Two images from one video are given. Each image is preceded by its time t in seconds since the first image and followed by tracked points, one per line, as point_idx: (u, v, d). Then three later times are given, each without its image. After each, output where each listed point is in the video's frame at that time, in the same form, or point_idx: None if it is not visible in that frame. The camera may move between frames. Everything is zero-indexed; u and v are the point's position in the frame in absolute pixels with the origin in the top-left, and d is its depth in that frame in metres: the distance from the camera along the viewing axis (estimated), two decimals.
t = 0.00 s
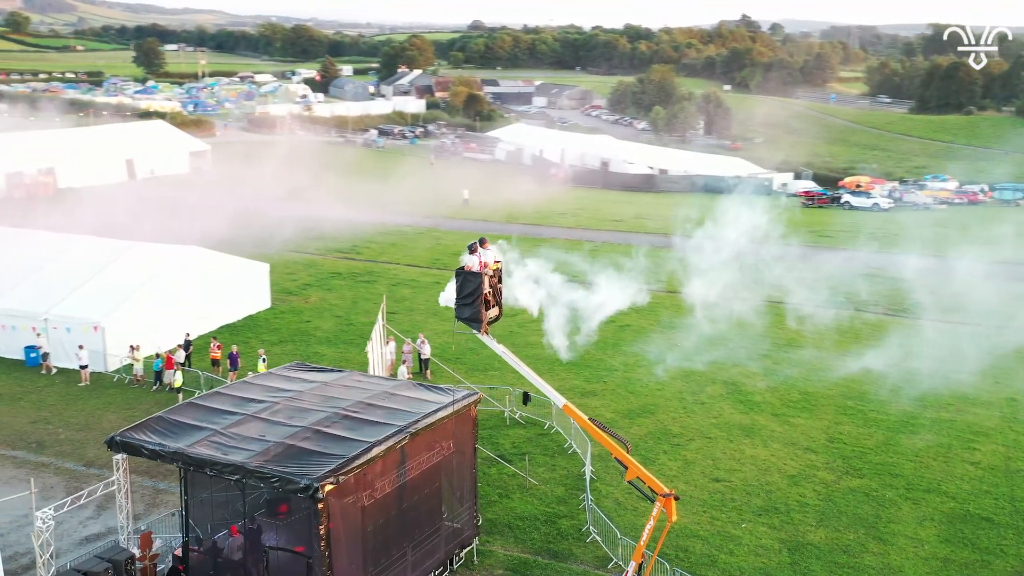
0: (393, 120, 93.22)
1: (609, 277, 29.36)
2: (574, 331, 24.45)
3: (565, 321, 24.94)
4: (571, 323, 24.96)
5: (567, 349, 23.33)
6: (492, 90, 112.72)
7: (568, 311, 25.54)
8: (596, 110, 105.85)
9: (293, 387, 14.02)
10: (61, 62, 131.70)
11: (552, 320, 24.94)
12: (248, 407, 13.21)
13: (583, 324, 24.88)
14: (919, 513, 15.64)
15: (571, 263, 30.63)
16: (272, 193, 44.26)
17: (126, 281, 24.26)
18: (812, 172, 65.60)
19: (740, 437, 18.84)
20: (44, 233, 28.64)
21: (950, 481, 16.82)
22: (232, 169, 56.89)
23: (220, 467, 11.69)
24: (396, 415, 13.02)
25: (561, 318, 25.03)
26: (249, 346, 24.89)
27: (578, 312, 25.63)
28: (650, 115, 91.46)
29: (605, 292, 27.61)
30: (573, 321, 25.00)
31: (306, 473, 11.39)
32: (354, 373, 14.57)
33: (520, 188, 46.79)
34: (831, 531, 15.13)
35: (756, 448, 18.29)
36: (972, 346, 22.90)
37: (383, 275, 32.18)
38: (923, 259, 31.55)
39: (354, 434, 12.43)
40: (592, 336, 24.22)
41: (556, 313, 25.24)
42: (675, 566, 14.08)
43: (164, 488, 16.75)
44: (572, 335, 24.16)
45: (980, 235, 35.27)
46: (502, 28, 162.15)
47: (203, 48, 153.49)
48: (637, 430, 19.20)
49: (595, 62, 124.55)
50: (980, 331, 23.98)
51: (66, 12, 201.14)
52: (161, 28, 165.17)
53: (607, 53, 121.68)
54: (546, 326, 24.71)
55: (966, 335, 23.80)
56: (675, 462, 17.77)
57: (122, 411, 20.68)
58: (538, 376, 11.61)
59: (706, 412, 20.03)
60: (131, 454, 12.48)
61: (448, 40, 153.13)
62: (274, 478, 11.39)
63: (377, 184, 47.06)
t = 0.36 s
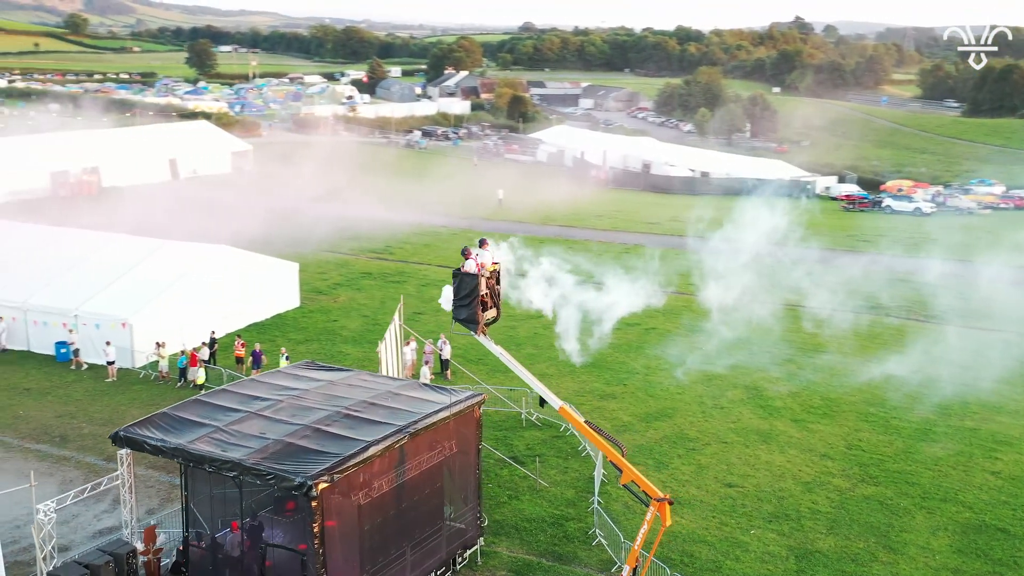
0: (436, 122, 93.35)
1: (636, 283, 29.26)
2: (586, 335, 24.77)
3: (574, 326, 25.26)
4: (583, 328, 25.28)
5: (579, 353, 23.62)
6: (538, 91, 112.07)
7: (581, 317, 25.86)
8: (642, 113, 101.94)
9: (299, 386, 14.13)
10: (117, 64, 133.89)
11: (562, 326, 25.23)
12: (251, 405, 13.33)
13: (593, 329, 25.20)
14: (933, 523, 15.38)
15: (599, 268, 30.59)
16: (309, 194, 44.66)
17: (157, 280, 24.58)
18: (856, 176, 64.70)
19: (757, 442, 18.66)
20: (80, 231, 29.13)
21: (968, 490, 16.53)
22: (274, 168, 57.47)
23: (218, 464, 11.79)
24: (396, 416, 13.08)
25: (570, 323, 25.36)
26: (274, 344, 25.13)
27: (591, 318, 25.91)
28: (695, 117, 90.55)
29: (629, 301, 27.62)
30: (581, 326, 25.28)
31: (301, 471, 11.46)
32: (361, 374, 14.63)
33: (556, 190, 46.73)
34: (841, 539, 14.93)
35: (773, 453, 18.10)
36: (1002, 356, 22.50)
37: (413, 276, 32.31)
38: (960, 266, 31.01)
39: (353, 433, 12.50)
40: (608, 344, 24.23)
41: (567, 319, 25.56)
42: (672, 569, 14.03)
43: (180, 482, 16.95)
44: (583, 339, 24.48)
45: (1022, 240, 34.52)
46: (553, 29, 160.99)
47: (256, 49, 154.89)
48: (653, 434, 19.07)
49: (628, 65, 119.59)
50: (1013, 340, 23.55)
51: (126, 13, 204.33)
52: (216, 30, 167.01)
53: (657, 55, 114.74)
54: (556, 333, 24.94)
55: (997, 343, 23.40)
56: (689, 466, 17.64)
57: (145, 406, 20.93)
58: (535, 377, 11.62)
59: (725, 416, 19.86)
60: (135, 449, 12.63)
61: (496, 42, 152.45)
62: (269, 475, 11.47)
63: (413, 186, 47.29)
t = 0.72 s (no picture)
0: (481, 122, 93.36)
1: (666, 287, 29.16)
2: (600, 339, 24.63)
3: (586, 330, 25.17)
4: (597, 332, 25.15)
5: (592, 357, 23.47)
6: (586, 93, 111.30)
7: (594, 321, 25.79)
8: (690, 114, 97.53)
9: (305, 384, 14.21)
10: (172, 64, 136.10)
11: (574, 331, 25.16)
12: (255, 402, 13.45)
13: (607, 333, 25.08)
14: (948, 533, 15.09)
15: (627, 273, 30.47)
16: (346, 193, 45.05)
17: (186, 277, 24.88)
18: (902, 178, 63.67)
19: (774, 447, 18.44)
20: (116, 229, 29.59)
21: (987, 500, 16.20)
22: (316, 167, 58.03)
23: (216, 461, 11.89)
24: (397, 415, 13.12)
25: (582, 328, 25.26)
26: (301, 342, 25.31)
27: (603, 322, 25.82)
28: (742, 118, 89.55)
29: (655, 304, 27.56)
30: (593, 330, 25.16)
31: (296, 469, 11.54)
32: (368, 373, 14.69)
33: (594, 191, 46.60)
34: (851, 548, 14.69)
35: (789, 459, 17.87)
36: None
37: (443, 276, 32.39)
38: (997, 273, 30.41)
39: (353, 432, 12.56)
40: (624, 345, 24.25)
41: (581, 323, 25.46)
42: (665, 570, 13.99)
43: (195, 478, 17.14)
44: (597, 343, 24.35)
45: None
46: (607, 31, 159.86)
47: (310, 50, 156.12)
48: (669, 438, 18.93)
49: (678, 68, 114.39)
50: None
51: (185, 15, 207.62)
52: (271, 31, 168.93)
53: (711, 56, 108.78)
54: (568, 337, 24.80)
55: None
56: (703, 471, 17.48)
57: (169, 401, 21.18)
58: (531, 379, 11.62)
59: (744, 421, 19.65)
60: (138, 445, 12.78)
61: (548, 43, 151.74)
62: (265, 473, 11.56)
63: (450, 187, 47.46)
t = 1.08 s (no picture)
0: (527, 123, 93.09)
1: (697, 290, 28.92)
2: (613, 344, 24.35)
3: (599, 333, 24.96)
4: (611, 336, 24.88)
5: (605, 362, 23.21)
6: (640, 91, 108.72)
7: (609, 325, 25.55)
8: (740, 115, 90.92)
9: (310, 382, 14.25)
10: (226, 65, 137.79)
11: (586, 334, 24.98)
12: (258, 400, 13.52)
13: (620, 336, 24.85)
14: (961, 544, 14.77)
15: (656, 277, 30.25)
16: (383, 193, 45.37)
17: (214, 274, 25.14)
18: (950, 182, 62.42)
19: (792, 454, 18.19)
20: (150, 228, 30.02)
21: (1006, 512, 15.83)
22: (357, 166, 58.38)
23: (213, 458, 11.98)
24: (397, 415, 13.13)
25: (595, 331, 25.06)
26: (326, 341, 25.42)
27: (617, 325, 25.62)
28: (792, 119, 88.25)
29: (681, 307, 27.38)
30: (606, 333, 24.95)
31: (290, 468, 11.58)
32: (374, 373, 14.71)
33: (632, 192, 46.28)
34: (860, 557, 14.44)
35: (806, 466, 17.61)
36: None
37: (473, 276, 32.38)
38: None
39: (351, 431, 12.58)
40: (638, 346, 24.20)
41: (593, 328, 25.19)
42: (662, 573, 13.90)
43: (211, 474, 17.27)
44: (610, 347, 24.08)
45: None
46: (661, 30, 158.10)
47: (363, 50, 156.70)
48: (685, 442, 18.76)
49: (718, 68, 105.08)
50: None
51: (243, 16, 209.52)
52: (325, 31, 169.92)
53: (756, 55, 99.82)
54: (580, 340, 24.61)
55: None
56: (717, 476, 17.27)
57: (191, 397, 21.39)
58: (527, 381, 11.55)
59: (763, 427, 19.41)
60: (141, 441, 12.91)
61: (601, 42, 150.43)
62: (259, 471, 11.62)
63: (488, 189, 47.38)
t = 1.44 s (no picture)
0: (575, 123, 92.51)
1: (731, 293, 28.66)
2: (625, 348, 24.01)
3: (613, 337, 24.71)
4: (623, 340, 24.56)
5: (615, 366, 22.91)
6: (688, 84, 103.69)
7: (626, 329, 25.26)
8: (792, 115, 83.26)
9: (314, 381, 14.27)
10: (281, 64, 139.11)
11: (599, 337, 24.71)
12: (261, 398, 13.55)
13: (634, 340, 24.59)
14: (977, 557, 14.41)
15: (688, 280, 29.97)
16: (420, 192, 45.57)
17: (241, 273, 25.30)
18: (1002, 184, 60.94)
19: (810, 460, 17.87)
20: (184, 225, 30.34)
21: None
22: (398, 164, 58.57)
23: (210, 455, 12.03)
24: (397, 415, 13.09)
25: (608, 334, 24.82)
26: (351, 340, 25.48)
27: (631, 328, 25.38)
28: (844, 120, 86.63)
29: (710, 309, 27.08)
30: (619, 337, 24.68)
31: (284, 466, 11.58)
32: (380, 372, 14.69)
33: (671, 194, 45.85)
34: (871, 568, 14.13)
35: (824, 473, 17.29)
36: None
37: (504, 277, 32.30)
38: None
39: (349, 430, 12.56)
40: (656, 348, 24.05)
41: (605, 334, 24.83)
42: None
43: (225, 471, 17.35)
44: (623, 352, 23.76)
45: None
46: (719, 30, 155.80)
47: (416, 50, 156.72)
48: (702, 447, 18.51)
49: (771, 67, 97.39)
50: None
51: (299, 15, 210.70)
52: (379, 31, 170.44)
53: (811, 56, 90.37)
54: (593, 343, 24.36)
55: None
56: (731, 481, 17.02)
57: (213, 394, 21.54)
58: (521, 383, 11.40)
59: (783, 432, 19.09)
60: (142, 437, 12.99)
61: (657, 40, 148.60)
62: (253, 469, 11.63)
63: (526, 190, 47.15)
